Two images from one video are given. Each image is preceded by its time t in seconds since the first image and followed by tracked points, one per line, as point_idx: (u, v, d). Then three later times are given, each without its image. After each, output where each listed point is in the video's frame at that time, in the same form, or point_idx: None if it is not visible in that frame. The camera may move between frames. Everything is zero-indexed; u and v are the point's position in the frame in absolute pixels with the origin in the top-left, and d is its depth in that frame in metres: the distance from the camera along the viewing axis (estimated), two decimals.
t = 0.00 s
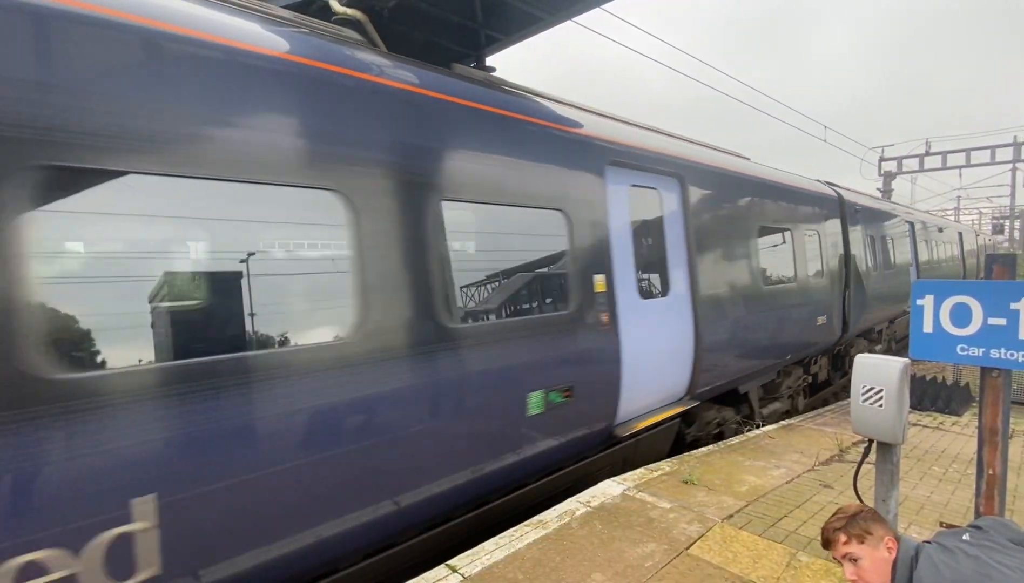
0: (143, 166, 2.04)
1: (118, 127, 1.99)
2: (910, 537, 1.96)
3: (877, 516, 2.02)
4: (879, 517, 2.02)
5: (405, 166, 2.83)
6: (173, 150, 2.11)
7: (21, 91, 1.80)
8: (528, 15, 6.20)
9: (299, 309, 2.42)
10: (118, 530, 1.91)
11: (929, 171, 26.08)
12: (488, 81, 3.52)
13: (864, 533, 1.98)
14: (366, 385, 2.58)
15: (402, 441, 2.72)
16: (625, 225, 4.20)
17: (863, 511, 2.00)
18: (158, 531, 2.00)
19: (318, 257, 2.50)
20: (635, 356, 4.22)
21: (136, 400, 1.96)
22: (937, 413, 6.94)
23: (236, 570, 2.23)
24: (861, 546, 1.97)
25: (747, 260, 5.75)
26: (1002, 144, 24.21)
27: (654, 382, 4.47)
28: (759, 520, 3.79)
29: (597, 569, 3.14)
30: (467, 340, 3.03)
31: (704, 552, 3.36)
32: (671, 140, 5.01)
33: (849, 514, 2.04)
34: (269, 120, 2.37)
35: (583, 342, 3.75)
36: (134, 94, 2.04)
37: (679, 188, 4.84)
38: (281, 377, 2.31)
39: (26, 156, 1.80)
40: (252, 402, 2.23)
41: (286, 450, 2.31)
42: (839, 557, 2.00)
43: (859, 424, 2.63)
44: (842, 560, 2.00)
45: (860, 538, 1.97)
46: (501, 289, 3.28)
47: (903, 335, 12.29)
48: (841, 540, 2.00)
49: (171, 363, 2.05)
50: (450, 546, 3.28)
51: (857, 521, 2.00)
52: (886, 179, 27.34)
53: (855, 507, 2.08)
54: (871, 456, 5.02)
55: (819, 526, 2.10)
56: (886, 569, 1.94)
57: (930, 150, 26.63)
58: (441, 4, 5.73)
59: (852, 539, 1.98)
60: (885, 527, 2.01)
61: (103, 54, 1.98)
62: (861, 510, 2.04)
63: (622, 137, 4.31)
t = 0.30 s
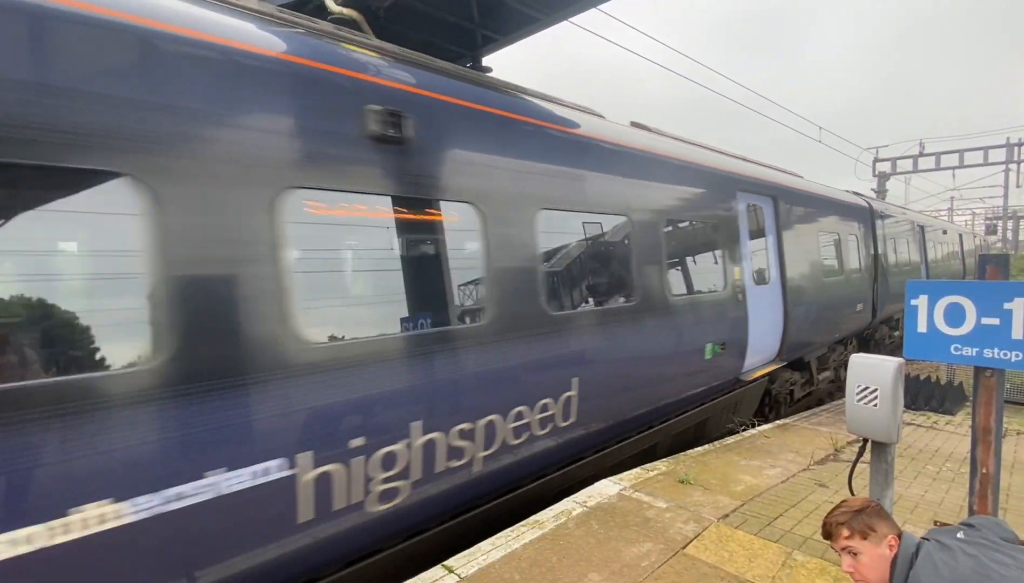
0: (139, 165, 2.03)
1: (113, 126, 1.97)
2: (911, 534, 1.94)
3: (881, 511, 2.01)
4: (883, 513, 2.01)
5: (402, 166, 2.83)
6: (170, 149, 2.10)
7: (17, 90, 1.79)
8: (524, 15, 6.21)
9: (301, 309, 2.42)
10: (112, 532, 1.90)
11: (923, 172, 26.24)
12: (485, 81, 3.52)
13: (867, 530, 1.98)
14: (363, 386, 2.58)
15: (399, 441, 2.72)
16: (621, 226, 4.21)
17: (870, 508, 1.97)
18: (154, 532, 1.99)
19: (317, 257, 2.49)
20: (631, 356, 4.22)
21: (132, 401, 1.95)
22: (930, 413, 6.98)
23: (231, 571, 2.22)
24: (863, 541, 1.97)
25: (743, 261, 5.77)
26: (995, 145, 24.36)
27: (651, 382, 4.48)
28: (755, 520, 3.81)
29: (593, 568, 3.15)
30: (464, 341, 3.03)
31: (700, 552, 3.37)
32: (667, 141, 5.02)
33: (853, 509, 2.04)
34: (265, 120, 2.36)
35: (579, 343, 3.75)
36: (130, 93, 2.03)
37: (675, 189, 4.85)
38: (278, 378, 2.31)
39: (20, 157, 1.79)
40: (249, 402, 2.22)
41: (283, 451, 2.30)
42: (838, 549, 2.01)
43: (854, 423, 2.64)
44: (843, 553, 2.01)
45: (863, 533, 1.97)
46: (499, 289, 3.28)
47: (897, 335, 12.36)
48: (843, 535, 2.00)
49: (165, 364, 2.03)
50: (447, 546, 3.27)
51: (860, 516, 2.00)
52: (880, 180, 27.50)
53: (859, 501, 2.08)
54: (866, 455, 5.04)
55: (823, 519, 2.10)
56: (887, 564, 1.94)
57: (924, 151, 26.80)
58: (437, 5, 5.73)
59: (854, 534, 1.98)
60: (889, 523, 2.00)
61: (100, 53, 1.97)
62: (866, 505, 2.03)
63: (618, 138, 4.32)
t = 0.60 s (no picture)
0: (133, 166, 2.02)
1: (108, 126, 1.96)
2: (906, 533, 1.94)
3: (877, 511, 2.02)
4: (879, 513, 2.01)
5: (398, 167, 2.83)
6: (165, 150, 2.09)
7: (11, 91, 1.78)
8: (520, 15, 6.20)
9: (295, 310, 2.41)
10: (106, 534, 1.88)
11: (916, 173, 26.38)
12: (480, 81, 3.52)
13: (863, 529, 1.99)
14: (359, 386, 2.57)
15: (395, 442, 2.71)
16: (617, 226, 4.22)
17: (866, 507, 1.98)
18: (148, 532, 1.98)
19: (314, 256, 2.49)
20: (627, 356, 4.23)
21: (128, 403, 1.94)
22: (923, 412, 7.04)
23: (225, 573, 2.21)
24: (858, 540, 1.98)
25: (738, 261, 5.79)
26: (987, 147, 24.54)
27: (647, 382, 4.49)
28: (751, 519, 3.82)
29: (589, 568, 3.15)
30: (460, 341, 3.03)
31: (695, 551, 3.38)
32: (663, 142, 5.04)
33: (849, 509, 2.05)
34: (261, 120, 2.35)
35: (575, 343, 3.76)
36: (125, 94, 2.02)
37: (670, 189, 4.86)
38: (273, 378, 2.30)
39: (13, 158, 1.78)
40: (244, 403, 2.21)
41: (278, 451, 2.29)
42: (833, 548, 2.03)
43: (848, 423, 2.66)
44: (838, 552, 2.03)
45: (858, 532, 1.98)
46: (495, 290, 3.28)
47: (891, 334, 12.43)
48: (839, 534, 2.01)
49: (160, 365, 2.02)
50: (443, 547, 3.26)
51: (856, 516, 2.01)
52: (873, 181, 27.66)
53: (856, 501, 2.09)
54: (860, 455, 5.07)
55: (820, 517, 2.11)
56: (881, 564, 1.95)
57: (917, 152, 26.97)
58: (433, 4, 5.72)
59: (849, 533, 1.99)
60: (885, 523, 2.01)
61: (95, 54, 1.96)
62: (862, 504, 2.04)
63: (614, 138, 4.33)
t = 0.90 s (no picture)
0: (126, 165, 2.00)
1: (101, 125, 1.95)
2: (906, 533, 1.95)
3: (880, 510, 2.02)
4: (881, 512, 2.02)
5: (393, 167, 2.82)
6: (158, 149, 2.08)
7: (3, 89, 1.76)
8: (516, 16, 6.21)
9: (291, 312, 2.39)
10: (98, 534, 1.87)
11: (910, 174, 26.54)
12: (475, 82, 3.52)
13: (865, 529, 1.99)
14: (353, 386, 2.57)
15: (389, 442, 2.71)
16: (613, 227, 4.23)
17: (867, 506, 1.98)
18: (142, 532, 1.97)
19: (307, 257, 2.47)
20: (622, 356, 4.24)
21: (120, 404, 1.93)
22: (917, 411, 7.08)
23: (218, 573, 2.20)
24: (860, 539, 1.98)
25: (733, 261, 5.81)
26: (980, 148, 24.72)
27: (642, 382, 4.50)
28: (746, 518, 3.83)
29: (585, 568, 3.15)
30: (455, 341, 3.03)
31: (690, 550, 3.39)
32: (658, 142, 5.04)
33: (852, 507, 2.05)
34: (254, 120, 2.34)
35: (570, 343, 3.76)
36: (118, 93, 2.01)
37: (666, 189, 4.88)
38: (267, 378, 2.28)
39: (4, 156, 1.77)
40: (237, 403, 2.19)
41: (271, 451, 2.29)
42: (834, 547, 2.04)
43: (843, 422, 2.67)
44: (839, 550, 2.03)
45: (861, 532, 1.98)
46: (490, 292, 3.27)
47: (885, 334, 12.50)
48: (842, 533, 2.02)
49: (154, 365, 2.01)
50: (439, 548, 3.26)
51: (859, 515, 2.01)
52: (867, 182, 27.82)
53: (858, 499, 2.09)
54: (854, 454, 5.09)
55: (821, 515, 2.11)
56: (881, 563, 1.96)
57: (911, 153, 27.15)
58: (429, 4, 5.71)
59: (851, 532, 2.00)
60: (886, 522, 2.01)
61: (87, 52, 1.95)
62: (865, 503, 2.04)
63: (609, 139, 4.34)
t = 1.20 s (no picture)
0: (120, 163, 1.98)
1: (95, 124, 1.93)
2: (909, 534, 1.96)
3: (879, 508, 2.02)
4: (880, 510, 2.02)
5: (389, 167, 2.81)
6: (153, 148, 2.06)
7: None
8: (513, 16, 6.20)
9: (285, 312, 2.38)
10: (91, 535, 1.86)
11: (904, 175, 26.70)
12: (472, 82, 3.52)
13: (867, 528, 1.99)
14: (349, 386, 2.55)
15: (385, 442, 2.70)
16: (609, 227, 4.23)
17: (869, 507, 1.98)
18: (136, 533, 1.96)
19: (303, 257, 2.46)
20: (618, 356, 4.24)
21: (115, 405, 1.91)
22: (910, 411, 7.13)
23: (212, 573, 2.18)
24: (862, 538, 1.98)
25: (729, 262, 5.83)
26: (973, 149, 24.90)
27: (638, 382, 4.51)
28: (741, 518, 3.84)
29: (581, 568, 3.15)
30: (451, 341, 3.02)
31: (686, 550, 3.39)
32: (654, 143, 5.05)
33: (852, 506, 2.05)
34: (250, 118, 2.32)
35: (566, 343, 3.76)
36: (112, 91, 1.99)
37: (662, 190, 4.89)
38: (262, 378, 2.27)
39: None
40: (231, 403, 2.18)
41: (267, 451, 2.27)
42: (836, 546, 2.03)
43: (837, 422, 2.68)
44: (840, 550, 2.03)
45: (863, 530, 1.98)
46: (487, 293, 3.26)
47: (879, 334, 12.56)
48: (844, 532, 2.02)
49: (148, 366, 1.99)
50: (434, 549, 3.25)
51: (860, 514, 2.01)
52: (862, 183, 27.98)
53: (857, 498, 2.09)
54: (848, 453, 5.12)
55: (822, 515, 2.11)
56: (884, 562, 1.96)
57: (905, 155, 27.31)
58: (426, 4, 5.70)
59: (853, 531, 2.00)
60: (886, 520, 2.02)
61: (80, 51, 1.93)
62: (865, 501, 2.04)
63: (605, 139, 4.34)
